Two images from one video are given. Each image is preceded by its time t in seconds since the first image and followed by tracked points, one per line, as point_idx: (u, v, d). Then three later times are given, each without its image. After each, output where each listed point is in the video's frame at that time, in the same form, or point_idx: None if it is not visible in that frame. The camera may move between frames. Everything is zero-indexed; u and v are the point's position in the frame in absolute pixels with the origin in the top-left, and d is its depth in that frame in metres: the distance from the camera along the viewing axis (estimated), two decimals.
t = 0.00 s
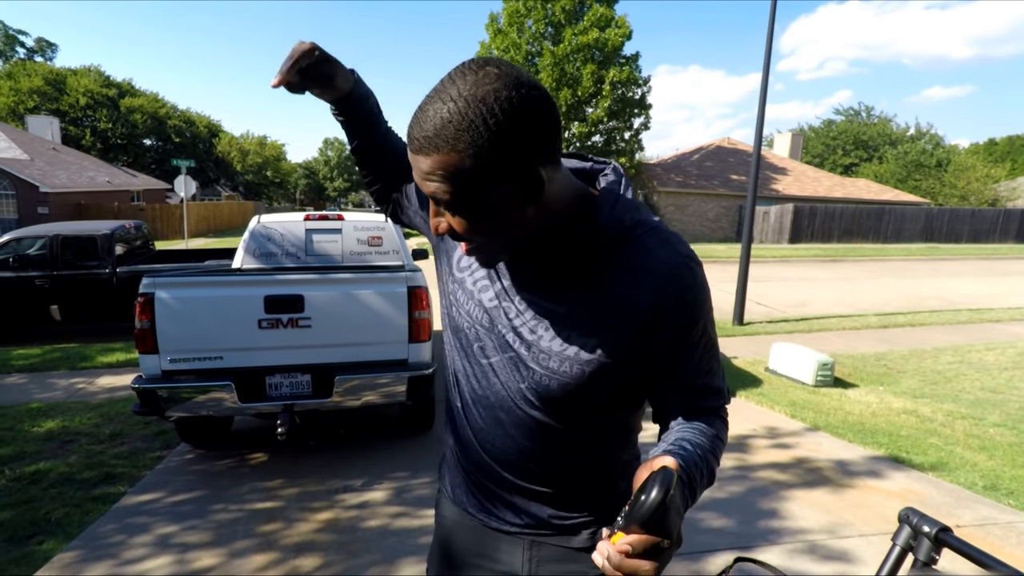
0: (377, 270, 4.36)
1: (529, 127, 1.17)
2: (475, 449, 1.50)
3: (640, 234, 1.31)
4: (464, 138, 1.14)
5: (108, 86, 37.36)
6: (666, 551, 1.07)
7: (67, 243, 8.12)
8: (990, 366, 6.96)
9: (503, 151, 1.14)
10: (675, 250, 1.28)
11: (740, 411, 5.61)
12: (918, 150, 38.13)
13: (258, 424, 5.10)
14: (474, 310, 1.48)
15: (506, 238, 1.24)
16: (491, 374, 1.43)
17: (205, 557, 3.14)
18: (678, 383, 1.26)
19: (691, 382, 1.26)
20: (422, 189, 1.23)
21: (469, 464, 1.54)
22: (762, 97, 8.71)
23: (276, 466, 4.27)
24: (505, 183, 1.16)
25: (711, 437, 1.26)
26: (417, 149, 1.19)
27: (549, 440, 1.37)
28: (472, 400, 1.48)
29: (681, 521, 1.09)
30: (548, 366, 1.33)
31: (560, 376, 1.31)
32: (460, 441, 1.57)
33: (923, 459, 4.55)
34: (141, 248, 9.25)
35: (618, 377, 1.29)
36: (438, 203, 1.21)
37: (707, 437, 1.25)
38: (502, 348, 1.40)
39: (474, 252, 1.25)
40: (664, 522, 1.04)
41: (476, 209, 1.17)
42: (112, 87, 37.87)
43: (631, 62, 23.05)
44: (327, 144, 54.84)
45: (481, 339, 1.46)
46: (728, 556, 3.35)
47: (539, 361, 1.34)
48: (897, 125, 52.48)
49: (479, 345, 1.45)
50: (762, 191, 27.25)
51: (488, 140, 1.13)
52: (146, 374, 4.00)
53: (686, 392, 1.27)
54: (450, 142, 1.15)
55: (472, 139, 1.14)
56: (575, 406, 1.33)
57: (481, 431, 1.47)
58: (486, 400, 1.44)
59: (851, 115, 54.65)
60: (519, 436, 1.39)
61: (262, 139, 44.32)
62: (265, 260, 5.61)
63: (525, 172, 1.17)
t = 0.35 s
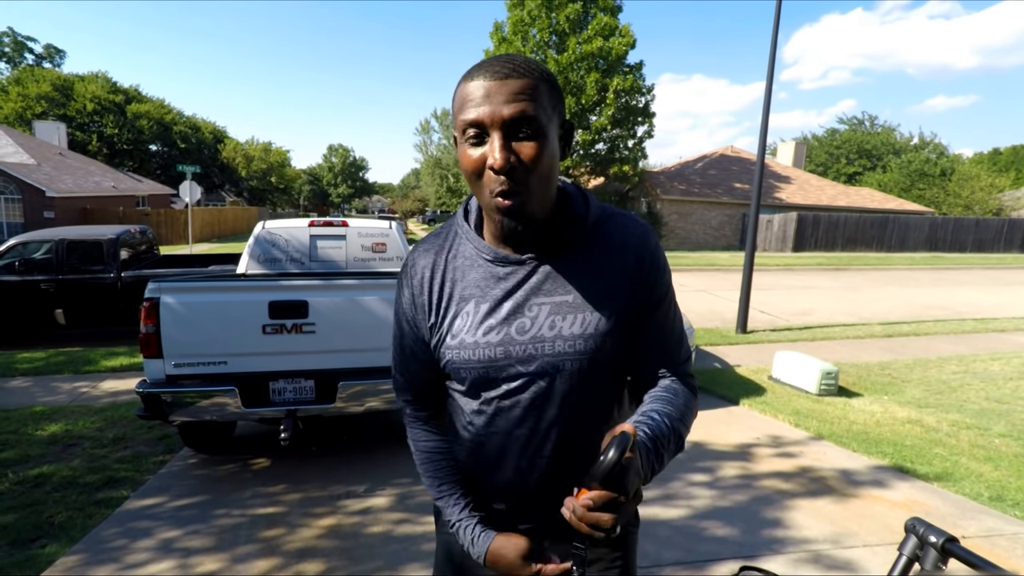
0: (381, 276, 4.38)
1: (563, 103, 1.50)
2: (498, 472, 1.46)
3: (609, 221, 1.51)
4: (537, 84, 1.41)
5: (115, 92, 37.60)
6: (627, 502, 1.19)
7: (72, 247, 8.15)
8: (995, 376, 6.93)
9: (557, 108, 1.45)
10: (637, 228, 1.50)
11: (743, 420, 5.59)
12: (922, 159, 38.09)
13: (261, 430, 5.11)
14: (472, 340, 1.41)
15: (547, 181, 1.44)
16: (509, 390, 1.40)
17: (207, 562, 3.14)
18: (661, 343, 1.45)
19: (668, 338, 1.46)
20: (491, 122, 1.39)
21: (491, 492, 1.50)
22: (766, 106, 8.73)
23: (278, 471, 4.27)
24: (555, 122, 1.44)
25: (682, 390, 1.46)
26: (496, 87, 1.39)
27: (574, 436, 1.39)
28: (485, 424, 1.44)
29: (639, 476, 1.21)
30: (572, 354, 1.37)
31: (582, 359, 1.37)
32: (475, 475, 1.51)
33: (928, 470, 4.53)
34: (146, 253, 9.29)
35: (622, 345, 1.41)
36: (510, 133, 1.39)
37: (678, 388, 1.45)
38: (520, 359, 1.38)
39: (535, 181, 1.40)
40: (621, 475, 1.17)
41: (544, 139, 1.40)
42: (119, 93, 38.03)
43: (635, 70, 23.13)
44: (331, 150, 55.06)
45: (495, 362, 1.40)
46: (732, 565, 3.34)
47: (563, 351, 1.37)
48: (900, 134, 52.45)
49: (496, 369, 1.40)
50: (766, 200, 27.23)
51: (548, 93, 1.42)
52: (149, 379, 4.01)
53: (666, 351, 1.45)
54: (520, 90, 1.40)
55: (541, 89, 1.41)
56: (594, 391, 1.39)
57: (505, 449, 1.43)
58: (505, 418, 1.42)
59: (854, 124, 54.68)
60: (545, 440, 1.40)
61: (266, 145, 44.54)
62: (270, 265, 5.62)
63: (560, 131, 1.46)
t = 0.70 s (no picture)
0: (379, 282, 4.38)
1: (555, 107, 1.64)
2: (479, 456, 1.51)
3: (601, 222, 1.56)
4: (537, 82, 1.53)
5: (113, 98, 37.57)
6: (628, 478, 1.22)
7: (70, 253, 8.14)
8: (991, 382, 6.94)
9: (553, 108, 1.57)
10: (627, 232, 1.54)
11: (740, 425, 5.60)
12: (918, 165, 38.25)
13: (258, 436, 5.10)
14: (462, 319, 1.49)
15: (547, 171, 1.55)
16: (492, 373, 1.46)
17: (203, 569, 3.13)
18: (652, 343, 1.45)
19: (658, 339, 1.46)
20: (499, 114, 1.49)
21: (471, 476, 1.55)
22: (762, 112, 8.78)
23: (275, 477, 4.26)
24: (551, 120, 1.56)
25: (673, 392, 1.46)
26: (503, 83, 1.50)
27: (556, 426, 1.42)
28: (469, 406, 1.51)
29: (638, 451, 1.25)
30: (553, 343, 1.40)
31: (563, 348, 1.40)
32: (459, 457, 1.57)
33: (925, 475, 4.54)
34: (144, 259, 9.27)
35: (610, 341, 1.42)
36: (515, 125, 1.49)
37: (667, 389, 1.46)
38: (503, 344, 1.44)
39: (537, 169, 1.50)
40: (617, 448, 1.19)
41: (546, 131, 1.51)
42: (117, 98, 38.05)
43: (632, 77, 23.21)
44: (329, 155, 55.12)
45: (481, 346, 1.46)
46: (730, 571, 3.33)
47: (543, 339, 1.41)
48: (896, 140, 52.69)
49: (479, 352, 1.46)
50: (763, 206, 27.31)
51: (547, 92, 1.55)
52: (147, 385, 4.00)
53: (657, 352, 1.45)
54: (523, 89, 1.51)
55: (540, 88, 1.53)
56: (578, 383, 1.41)
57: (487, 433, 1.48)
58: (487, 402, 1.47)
59: (850, 130, 54.96)
60: (525, 427, 1.43)
61: (265, 150, 44.57)
62: (267, 271, 5.61)
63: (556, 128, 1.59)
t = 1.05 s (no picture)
0: (373, 283, 4.38)
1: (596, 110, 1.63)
2: (488, 447, 1.56)
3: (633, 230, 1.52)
4: (576, 87, 1.53)
5: (105, 98, 37.36)
6: (636, 497, 1.15)
7: (61, 254, 8.08)
8: (981, 381, 7.00)
9: (591, 111, 1.58)
10: (662, 243, 1.47)
11: (734, 426, 5.62)
12: (910, 167, 38.53)
13: (252, 437, 5.09)
14: (485, 310, 1.59)
15: (581, 174, 1.55)
16: (502, 367, 1.52)
17: (196, 572, 3.12)
18: (676, 362, 1.36)
19: (684, 360, 1.36)
20: (536, 117, 1.50)
21: (482, 465, 1.61)
22: (755, 114, 8.82)
23: (270, 480, 4.24)
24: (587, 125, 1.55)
25: (701, 416, 1.35)
26: (542, 88, 1.51)
27: (560, 429, 1.42)
28: (483, 394, 1.58)
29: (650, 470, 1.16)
30: (558, 343, 1.42)
31: (569, 350, 1.40)
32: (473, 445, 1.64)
33: (916, 474, 4.58)
34: (136, 260, 9.23)
35: (623, 351, 1.38)
36: (552, 129, 1.49)
37: (696, 414, 1.35)
38: (513, 338, 1.50)
39: (569, 172, 1.51)
40: (626, 463, 1.12)
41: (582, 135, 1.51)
42: (109, 99, 37.81)
43: (626, 79, 23.26)
44: (323, 156, 55.00)
45: (496, 337, 1.54)
46: (723, 570, 3.35)
47: (549, 338, 1.44)
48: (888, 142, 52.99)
49: (494, 343, 1.54)
50: (756, 207, 27.42)
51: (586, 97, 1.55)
52: (139, 387, 3.97)
53: (683, 372, 1.36)
54: (563, 93, 1.51)
55: (579, 92, 1.53)
56: (585, 389, 1.40)
57: (495, 426, 1.53)
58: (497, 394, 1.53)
59: (842, 132, 55.30)
60: (530, 424, 1.46)
61: (258, 151, 44.43)
62: (261, 272, 5.60)
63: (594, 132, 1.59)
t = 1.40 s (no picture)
0: (365, 282, 4.37)
1: (629, 123, 1.54)
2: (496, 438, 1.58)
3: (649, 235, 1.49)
4: (590, 98, 1.46)
5: (94, 98, 37.06)
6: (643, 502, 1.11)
7: (50, 255, 8.02)
8: (970, 377, 7.06)
9: (607, 126, 1.48)
10: (678, 251, 1.42)
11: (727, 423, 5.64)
12: (899, 165, 38.80)
13: (244, 438, 5.07)
14: (498, 304, 1.60)
15: (572, 185, 1.48)
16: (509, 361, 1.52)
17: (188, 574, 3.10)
18: (689, 371, 1.32)
19: (696, 370, 1.32)
20: (536, 124, 1.47)
21: (489, 457, 1.61)
22: (746, 112, 8.85)
23: (263, 481, 4.22)
24: (597, 138, 1.47)
25: (714, 429, 1.30)
26: (553, 94, 1.47)
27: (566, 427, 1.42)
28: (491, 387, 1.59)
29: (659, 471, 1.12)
30: (562, 339, 1.42)
31: (574, 348, 1.40)
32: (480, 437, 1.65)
33: (906, 469, 4.61)
34: (126, 260, 9.16)
35: (629, 355, 1.37)
36: (545, 139, 1.46)
37: (711, 427, 1.30)
38: (520, 332, 1.51)
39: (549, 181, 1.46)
40: (634, 459, 1.09)
41: (576, 146, 1.45)
42: (97, 98, 37.49)
43: (618, 77, 23.28)
44: (315, 155, 54.79)
45: (504, 330, 1.55)
46: (716, 567, 3.37)
47: (552, 336, 1.44)
48: (877, 140, 53.31)
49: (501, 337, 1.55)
50: (748, 205, 27.52)
51: (602, 107, 1.47)
52: (131, 389, 3.95)
53: (696, 384, 1.32)
54: (569, 105, 1.45)
55: (588, 106, 1.45)
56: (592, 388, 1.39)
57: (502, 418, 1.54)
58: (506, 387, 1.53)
59: (832, 130, 55.63)
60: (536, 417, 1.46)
61: (249, 150, 44.21)
62: (253, 272, 5.57)
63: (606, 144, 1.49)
